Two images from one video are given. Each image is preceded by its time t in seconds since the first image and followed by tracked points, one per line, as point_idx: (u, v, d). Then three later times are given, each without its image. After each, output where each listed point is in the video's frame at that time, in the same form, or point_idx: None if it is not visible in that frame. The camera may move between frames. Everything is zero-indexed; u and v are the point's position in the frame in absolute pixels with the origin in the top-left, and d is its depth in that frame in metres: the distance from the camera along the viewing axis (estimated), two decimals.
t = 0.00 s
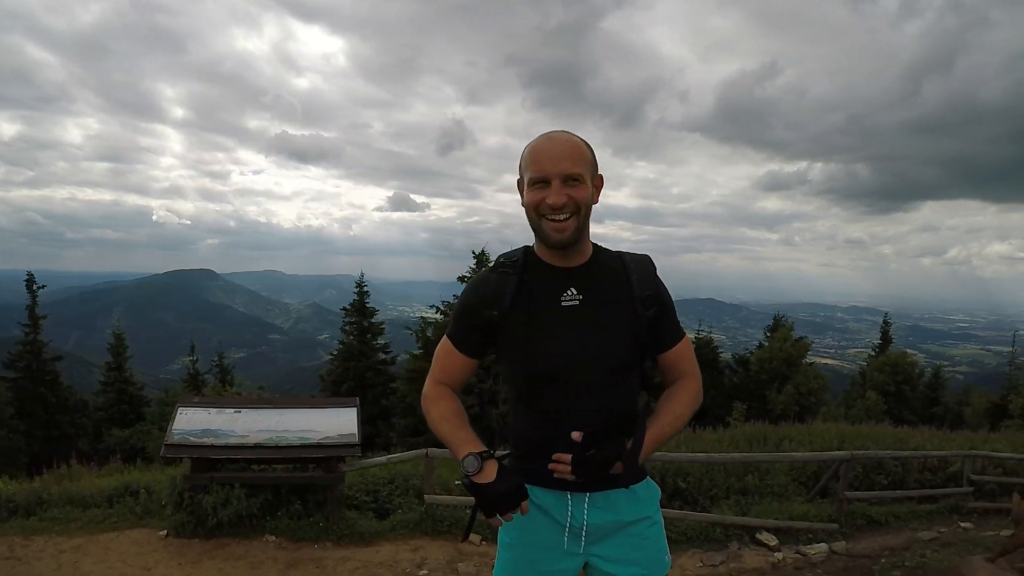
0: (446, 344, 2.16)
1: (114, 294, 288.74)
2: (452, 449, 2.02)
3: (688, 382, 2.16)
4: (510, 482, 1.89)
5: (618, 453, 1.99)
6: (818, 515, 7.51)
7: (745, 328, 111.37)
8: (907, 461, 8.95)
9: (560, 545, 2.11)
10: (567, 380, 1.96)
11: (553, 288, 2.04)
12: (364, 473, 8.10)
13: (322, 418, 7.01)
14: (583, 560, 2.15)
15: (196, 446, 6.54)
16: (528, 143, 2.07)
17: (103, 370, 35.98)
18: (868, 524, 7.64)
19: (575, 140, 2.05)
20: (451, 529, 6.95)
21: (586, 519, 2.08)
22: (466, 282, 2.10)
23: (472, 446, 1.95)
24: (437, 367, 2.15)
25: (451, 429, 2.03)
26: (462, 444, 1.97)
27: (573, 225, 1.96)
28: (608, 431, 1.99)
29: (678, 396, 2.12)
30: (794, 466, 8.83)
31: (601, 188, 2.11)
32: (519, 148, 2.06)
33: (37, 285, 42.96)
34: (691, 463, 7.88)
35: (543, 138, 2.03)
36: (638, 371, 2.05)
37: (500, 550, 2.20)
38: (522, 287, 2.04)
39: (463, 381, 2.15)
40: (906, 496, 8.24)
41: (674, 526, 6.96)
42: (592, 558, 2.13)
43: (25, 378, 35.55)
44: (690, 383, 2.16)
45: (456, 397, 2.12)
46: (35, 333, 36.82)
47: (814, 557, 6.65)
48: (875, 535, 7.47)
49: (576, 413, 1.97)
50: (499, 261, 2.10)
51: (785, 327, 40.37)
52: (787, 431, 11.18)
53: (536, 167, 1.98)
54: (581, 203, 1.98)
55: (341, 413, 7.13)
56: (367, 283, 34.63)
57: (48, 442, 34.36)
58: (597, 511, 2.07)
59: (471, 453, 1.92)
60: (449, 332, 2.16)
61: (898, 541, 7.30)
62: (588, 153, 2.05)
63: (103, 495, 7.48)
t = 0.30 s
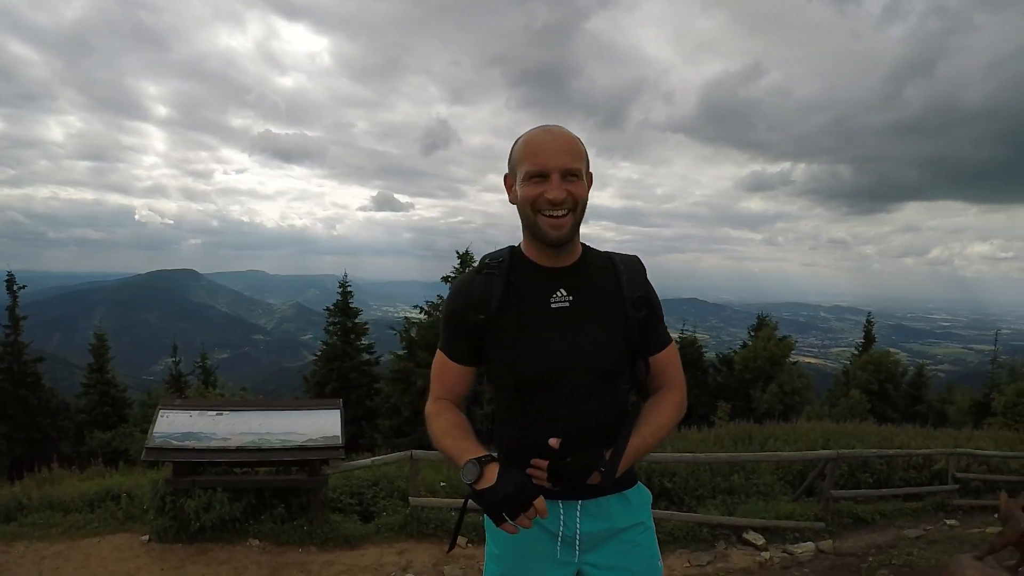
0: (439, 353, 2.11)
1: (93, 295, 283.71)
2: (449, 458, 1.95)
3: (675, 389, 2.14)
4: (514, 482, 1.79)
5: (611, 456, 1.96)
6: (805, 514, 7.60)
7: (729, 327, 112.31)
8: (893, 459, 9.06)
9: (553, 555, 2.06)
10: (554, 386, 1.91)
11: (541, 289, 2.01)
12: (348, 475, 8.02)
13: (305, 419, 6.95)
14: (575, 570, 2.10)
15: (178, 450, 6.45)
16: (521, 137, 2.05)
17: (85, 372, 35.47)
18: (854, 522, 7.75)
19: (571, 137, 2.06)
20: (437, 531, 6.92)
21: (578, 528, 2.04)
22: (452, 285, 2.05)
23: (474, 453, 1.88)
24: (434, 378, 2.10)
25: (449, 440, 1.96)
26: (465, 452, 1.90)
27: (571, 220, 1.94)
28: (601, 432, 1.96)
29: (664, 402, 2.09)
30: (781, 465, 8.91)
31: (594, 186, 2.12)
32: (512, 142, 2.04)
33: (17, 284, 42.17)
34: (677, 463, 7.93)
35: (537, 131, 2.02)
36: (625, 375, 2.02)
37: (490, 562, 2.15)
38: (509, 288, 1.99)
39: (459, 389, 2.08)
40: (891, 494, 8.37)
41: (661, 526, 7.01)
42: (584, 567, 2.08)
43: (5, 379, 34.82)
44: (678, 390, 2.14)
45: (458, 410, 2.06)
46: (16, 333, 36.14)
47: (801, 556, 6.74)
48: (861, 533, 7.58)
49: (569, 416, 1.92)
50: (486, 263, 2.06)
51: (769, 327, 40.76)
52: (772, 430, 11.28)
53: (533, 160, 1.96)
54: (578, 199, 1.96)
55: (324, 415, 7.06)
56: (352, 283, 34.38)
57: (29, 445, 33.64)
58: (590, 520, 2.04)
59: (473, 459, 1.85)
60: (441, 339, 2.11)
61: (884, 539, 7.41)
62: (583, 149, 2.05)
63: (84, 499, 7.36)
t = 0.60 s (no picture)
0: (429, 360, 2.05)
1: (74, 295, 278.94)
2: (452, 468, 1.86)
3: (663, 388, 2.16)
4: (526, 483, 1.71)
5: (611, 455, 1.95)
6: (793, 513, 7.68)
7: (715, 326, 113.07)
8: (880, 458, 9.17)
9: (546, 564, 2.02)
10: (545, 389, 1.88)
11: (531, 291, 1.98)
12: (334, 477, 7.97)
13: (290, 421, 6.87)
14: None
15: (162, 453, 6.36)
16: (510, 131, 2.01)
17: (69, 374, 35.02)
18: (841, 521, 7.85)
19: (562, 131, 2.03)
20: (424, 534, 6.90)
21: (571, 537, 2.00)
22: (437, 287, 1.99)
23: (483, 459, 1.81)
24: (428, 388, 2.03)
25: (450, 449, 1.88)
26: (471, 459, 1.82)
27: (567, 217, 1.93)
28: (599, 433, 1.95)
29: (652, 403, 2.10)
30: (768, 464, 8.98)
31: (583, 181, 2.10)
32: (505, 134, 1.98)
33: None
34: (664, 463, 7.96)
35: (529, 125, 1.98)
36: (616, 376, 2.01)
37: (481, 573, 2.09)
38: (497, 289, 1.95)
39: (455, 397, 2.00)
40: (878, 492, 8.49)
41: (650, 526, 7.04)
42: None
43: None
44: (666, 390, 2.16)
45: (457, 418, 1.99)
46: None
47: (789, 555, 6.82)
48: (849, 531, 7.68)
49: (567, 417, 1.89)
50: (471, 264, 2.01)
51: (755, 326, 41.08)
52: (759, 429, 11.38)
53: (526, 156, 1.92)
54: (573, 195, 1.95)
55: (309, 416, 6.99)
56: (337, 283, 34.15)
57: (14, 448, 32.76)
58: (583, 528, 2.00)
59: (483, 464, 1.78)
60: (430, 347, 2.04)
61: (872, 536, 7.52)
62: (575, 143, 2.03)
63: (67, 503, 7.27)
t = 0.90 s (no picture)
0: (414, 365, 1.97)
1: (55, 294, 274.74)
2: (453, 476, 1.79)
3: (660, 387, 2.19)
4: (546, 485, 1.68)
5: (614, 454, 1.93)
6: (782, 512, 7.75)
7: (702, 326, 113.82)
8: (869, 457, 9.29)
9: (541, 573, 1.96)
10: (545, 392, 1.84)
11: (525, 290, 1.95)
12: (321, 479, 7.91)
13: (276, 423, 6.81)
14: None
15: (146, 455, 6.28)
16: (500, 125, 2.00)
17: (54, 375, 34.57)
18: (830, 520, 7.95)
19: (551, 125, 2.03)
20: (412, 535, 6.87)
21: (567, 545, 1.94)
22: (426, 289, 1.93)
23: (493, 465, 1.75)
24: (417, 394, 1.95)
25: (450, 456, 1.80)
26: (481, 465, 1.75)
27: (564, 209, 1.91)
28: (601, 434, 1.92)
29: (651, 402, 2.13)
30: (757, 463, 9.04)
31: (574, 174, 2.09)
32: (496, 127, 1.96)
33: None
34: (653, 463, 7.99)
35: (521, 118, 1.98)
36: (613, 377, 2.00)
37: None
38: (489, 288, 1.91)
39: (446, 403, 1.93)
40: (867, 491, 8.58)
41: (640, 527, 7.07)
42: None
43: None
44: (659, 389, 2.18)
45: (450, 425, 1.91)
46: None
47: (779, 554, 6.90)
48: (837, 530, 7.77)
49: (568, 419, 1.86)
50: (460, 264, 1.95)
51: (742, 326, 41.38)
52: (747, 428, 11.47)
53: (519, 148, 1.91)
54: (569, 187, 1.93)
55: (295, 417, 6.93)
56: (324, 283, 33.93)
57: None
58: (578, 535, 1.96)
59: (496, 471, 1.72)
60: (417, 352, 1.95)
61: (861, 535, 7.61)
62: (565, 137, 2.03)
63: (52, 507, 7.20)
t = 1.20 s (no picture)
0: (405, 370, 1.86)
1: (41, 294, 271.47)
2: (456, 487, 1.69)
3: (658, 387, 2.21)
4: (559, 492, 1.62)
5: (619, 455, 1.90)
6: (775, 512, 7.81)
7: (693, 326, 114.34)
8: (861, 456, 9.37)
9: None
10: (552, 396, 1.78)
11: (527, 290, 1.89)
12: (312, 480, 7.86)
13: (267, 424, 6.76)
14: None
15: (136, 457, 6.22)
16: (499, 118, 1.94)
17: (43, 376, 34.22)
18: (823, 519, 8.01)
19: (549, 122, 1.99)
20: (404, 538, 6.84)
21: (571, 553, 1.87)
22: (422, 290, 1.83)
23: (501, 476, 1.67)
24: (409, 401, 1.84)
25: (451, 467, 1.70)
26: (488, 475, 1.66)
27: (567, 204, 1.86)
28: (606, 437, 1.88)
29: (655, 400, 2.16)
30: (749, 463, 9.10)
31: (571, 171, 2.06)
32: (494, 122, 1.91)
33: None
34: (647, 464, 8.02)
35: (520, 112, 1.93)
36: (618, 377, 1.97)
37: None
38: (489, 290, 1.83)
39: (439, 410, 1.83)
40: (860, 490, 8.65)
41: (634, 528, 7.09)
42: None
43: None
44: (656, 389, 2.19)
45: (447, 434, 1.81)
46: None
47: (772, 554, 6.95)
48: (830, 529, 7.84)
49: (574, 423, 1.80)
50: (458, 264, 1.87)
51: (733, 326, 41.59)
52: (740, 428, 11.54)
53: (521, 141, 1.85)
54: (572, 181, 1.89)
55: (286, 419, 6.89)
56: (315, 283, 33.77)
57: None
58: (582, 542, 1.88)
59: (507, 482, 1.64)
60: (411, 358, 1.85)
61: (855, 534, 7.67)
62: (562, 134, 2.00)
63: (40, 511, 7.13)
